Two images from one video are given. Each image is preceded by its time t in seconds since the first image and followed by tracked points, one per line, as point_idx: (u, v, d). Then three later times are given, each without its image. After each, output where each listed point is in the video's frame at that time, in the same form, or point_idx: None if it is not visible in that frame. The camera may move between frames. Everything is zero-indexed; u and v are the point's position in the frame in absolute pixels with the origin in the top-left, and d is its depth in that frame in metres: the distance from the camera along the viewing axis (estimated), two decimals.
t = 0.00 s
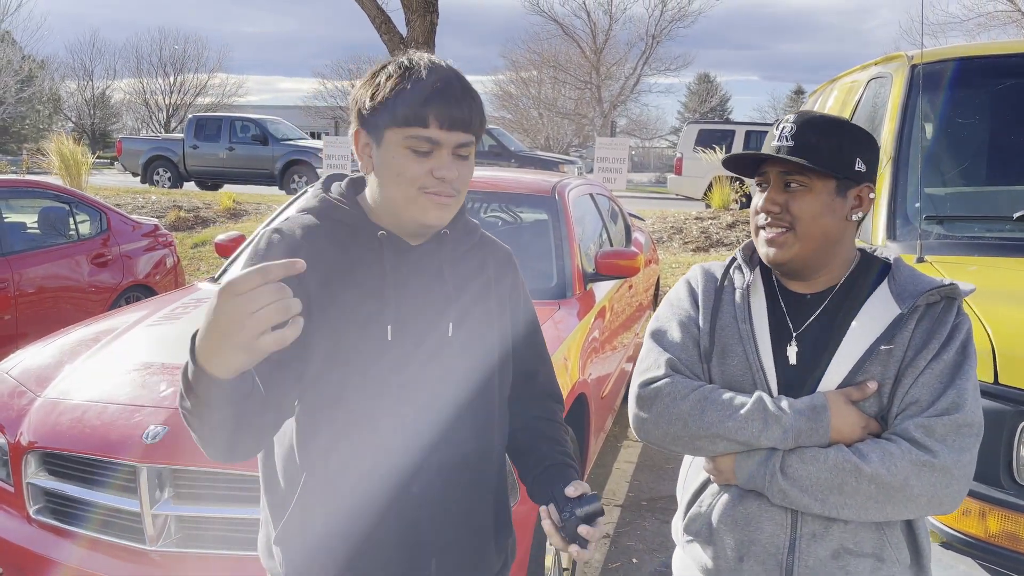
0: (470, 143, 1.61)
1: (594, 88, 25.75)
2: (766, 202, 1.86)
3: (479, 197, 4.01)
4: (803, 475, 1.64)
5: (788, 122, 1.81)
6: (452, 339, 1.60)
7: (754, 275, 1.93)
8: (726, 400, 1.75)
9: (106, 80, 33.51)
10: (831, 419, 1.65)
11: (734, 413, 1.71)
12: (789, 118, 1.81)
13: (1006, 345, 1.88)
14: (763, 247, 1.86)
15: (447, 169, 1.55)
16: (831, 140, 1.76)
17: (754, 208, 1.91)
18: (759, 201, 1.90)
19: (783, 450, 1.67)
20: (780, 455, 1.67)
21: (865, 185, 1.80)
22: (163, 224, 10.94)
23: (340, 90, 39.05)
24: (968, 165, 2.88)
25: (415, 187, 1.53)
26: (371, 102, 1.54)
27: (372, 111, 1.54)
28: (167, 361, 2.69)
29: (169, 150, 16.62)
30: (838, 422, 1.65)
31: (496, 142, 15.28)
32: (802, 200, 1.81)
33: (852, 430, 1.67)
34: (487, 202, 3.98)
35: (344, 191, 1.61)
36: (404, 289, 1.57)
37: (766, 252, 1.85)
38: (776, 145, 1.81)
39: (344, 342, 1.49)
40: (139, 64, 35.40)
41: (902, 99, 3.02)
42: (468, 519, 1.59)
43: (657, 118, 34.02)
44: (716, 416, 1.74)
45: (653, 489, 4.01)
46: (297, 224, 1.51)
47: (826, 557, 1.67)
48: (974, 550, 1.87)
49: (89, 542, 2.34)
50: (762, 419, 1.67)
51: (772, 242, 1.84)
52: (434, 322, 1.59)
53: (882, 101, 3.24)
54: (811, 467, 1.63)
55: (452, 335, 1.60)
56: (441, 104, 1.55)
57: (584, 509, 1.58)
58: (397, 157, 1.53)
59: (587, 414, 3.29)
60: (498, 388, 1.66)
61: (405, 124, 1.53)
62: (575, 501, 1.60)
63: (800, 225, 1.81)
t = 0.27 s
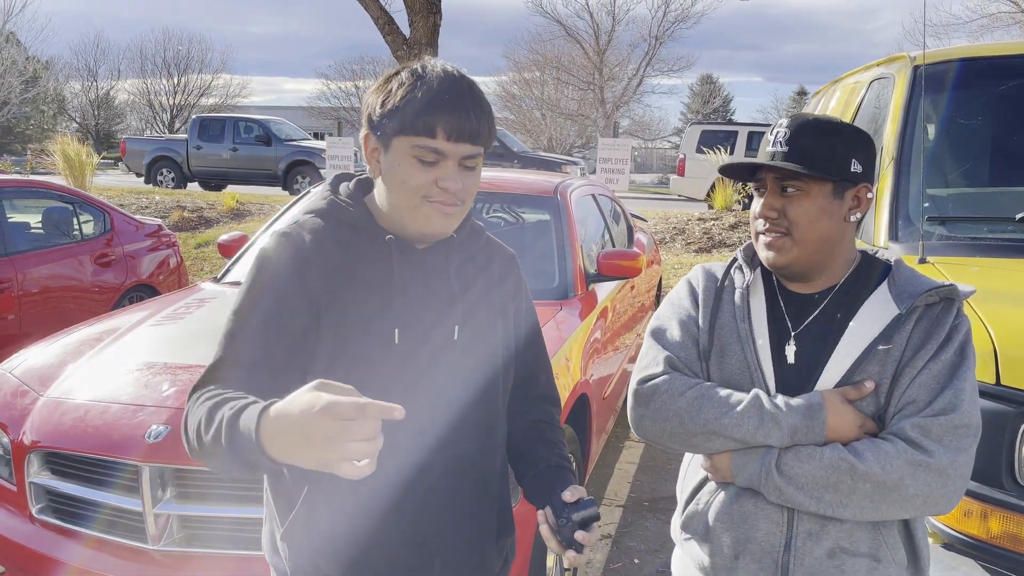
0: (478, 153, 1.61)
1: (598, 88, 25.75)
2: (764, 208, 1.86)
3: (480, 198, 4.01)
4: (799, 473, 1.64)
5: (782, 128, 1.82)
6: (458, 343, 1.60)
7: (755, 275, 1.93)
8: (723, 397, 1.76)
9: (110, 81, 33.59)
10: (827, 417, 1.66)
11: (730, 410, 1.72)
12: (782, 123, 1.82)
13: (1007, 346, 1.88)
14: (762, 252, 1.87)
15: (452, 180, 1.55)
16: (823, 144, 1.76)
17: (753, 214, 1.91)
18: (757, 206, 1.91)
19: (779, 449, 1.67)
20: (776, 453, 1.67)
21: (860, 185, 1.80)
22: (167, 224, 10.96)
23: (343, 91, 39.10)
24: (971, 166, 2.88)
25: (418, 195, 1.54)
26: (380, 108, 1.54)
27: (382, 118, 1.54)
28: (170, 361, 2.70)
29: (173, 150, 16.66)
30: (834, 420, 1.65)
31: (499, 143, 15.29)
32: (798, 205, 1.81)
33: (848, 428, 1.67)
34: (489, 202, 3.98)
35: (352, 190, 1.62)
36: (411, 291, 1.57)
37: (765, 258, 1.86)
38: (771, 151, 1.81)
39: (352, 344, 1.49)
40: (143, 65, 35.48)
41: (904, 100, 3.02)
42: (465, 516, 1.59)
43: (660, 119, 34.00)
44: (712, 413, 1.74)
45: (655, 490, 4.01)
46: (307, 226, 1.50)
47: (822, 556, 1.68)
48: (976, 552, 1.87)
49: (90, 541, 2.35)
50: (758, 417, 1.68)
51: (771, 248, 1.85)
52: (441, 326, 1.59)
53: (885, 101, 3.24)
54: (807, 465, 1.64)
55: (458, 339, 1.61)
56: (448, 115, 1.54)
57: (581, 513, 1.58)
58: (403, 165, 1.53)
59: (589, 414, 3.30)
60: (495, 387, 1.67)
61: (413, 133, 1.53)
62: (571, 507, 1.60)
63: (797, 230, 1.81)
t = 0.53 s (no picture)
0: (460, 147, 1.60)
1: (600, 89, 25.74)
2: (764, 212, 1.86)
3: (483, 198, 4.02)
4: (799, 473, 1.64)
5: (777, 131, 1.82)
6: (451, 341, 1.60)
7: (756, 276, 1.93)
8: (724, 397, 1.76)
9: (114, 82, 33.67)
10: (827, 418, 1.65)
11: (730, 410, 1.72)
12: (777, 127, 1.82)
13: (1008, 346, 1.88)
14: (764, 256, 1.87)
15: (432, 175, 1.55)
16: (819, 148, 1.76)
17: (754, 219, 1.91)
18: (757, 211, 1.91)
19: (780, 449, 1.67)
20: (776, 453, 1.67)
21: (857, 186, 1.80)
22: (170, 225, 10.98)
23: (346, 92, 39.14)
24: (973, 166, 2.88)
25: (401, 193, 1.55)
26: (359, 110, 1.56)
27: (361, 119, 1.56)
28: (172, 361, 2.70)
29: (177, 151, 16.69)
30: (834, 421, 1.65)
31: (501, 143, 15.30)
32: (797, 209, 1.81)
33: (849, 428, 1.67)
34: (491, 203, 3.99)
35: (351, 191, 1.63)
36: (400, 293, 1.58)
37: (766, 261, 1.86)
38: (768, 155, 1.81)
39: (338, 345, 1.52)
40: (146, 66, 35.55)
41: (906, 100, 3.02)
42: (464, 516, 1.59)
43: (663, 119, 33.99)
44: (713, 413, 1.74)
45: (658, 490, 4.01)
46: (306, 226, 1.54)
47: (823, 555, 1.68)
48: (978, 552, 1.86)
49: (93, 541, 2.36)
50: (758, 417, 1.68)
51: (772, 252, 1.85)
52: (433, 323, 1.59)
53: (887, 102, 3.24)
54: (807, 465, 1.64)
55: (452, 336, 1.61)
56: (424, 110, 1.53)
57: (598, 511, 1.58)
58: (385, 164, 1.54)
59: (591, 414, 3.30)
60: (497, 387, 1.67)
61: (390, 131, 1.53)
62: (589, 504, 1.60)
63: (797, 235, 1.81)
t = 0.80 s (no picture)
0: (450, 146, 1.58)
1: (602, 90, 25.74)
2: (765, 213, 1.85)
3: (485, 199, 4.02)
4: (802, 473, 1.64)
5: (777, 131, 1.81)
6: (443, 346, 1.59)
7: (757, 276, 1.93)
8: (726, 398, 1.76)
9: (117, 84, 33.73)
10: (830, 419, 1.65)
11: (733, 411, 1.72)
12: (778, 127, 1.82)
13: (1011, 347, 1.88)
14: (766, 257, 1.87)
15: (418, 174, 1.54)
16: (821, 149, 1.75)
17: (756, 219, 1.91)
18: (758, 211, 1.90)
19: (782, 450, 1.67)
20: (779, 454, 1.67)
21: (860, 186, 1.79)
22: (172, 226, 11.00)
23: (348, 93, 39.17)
24: (976, 166, 2.88)
25: (389, 193, 1.55)
26: (352, 111, 1.58)
27: (353, 120, 1.58)
28: (175, 363, 2.71)
29: (179, 153, 16.71)
30: (837, 421, 1.65)
31: (503, 144, 15.31)
32: (799, 210, 1.80)
33: (851, 429, 1.66)
34: (493, 204, 3.99)
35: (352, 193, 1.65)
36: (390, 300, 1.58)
37: (768, 262, 1.86)
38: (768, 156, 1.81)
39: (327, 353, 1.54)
40: (149, 68, 35.61)
41: (908, 101, 3.02)
42: (466, 517, 1.59)
43: (665, 120, 33.98)
44: (716, 414, 1.74)
45: (660, 491, 4.01)
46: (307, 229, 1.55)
47: (826, 556, 1.67)
48: (980, 553, 1.86)
49: (95, 542, 2.36)
50: (761, 418, 1.68)
51: (773, 253, 1.84)
52: (424, 327, 1.59)
53: (889, 102, 3.23)
54: (810, 466, 1.63)
55: (444, 340, 1.60)
56: (411, 109, 1.53)
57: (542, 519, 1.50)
58: (375, 164, 1.55)
59: (593, 415, 3.29)
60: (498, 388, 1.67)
61: (378, 131, 1.54)
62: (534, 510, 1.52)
63: (798, 235, 1.81)
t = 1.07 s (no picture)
0: (437, 135, 1.61)
1: (603, 90, 25.73)
2: (784, 213, 1.82)
3: (487, 200, 4.02)
4: (806, 474, 1.64)
5: (792, 130, 1.78)
6: (434, 348, 1.58)
7: (759, 277, 1.93)
8: (730, 400, 1.76)
9: (119, 85, 33.78)
10: (834, 420, 1.65)
11: (737, 413, 1.72)
12: (792, 124, 1.79)
13: (1014, 347, 1.87)
14: (784, 257, 1.84)
15: (405, 163, 1.57)
16: (841, 147, 1.76)
17: (767, 218, 1.87)
18: (771, 211, 1.86)
19: (787, 451, 1.67)
20: (783, 455, 1.67)
21: (870, 184, 1.83)
22: (174, 227, 11.01)
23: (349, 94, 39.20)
24: (979, 166, 2.87)
25: (379, 184, 1.58)
26: (341, 108, 1.63)
27: (343, 117, 1.63)
28: (178, 364, 2.71)
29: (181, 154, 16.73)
30: (842, 422, 1.65)
31: (505, 144, 15.31)
32: (820, 209, 1.79)
33: (856, 430, 1.66)
34: (496, 205, 3.99)
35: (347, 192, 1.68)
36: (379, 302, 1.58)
37: (788, 262, 1.83)
38: (786, 155, 1.77)
39: (322, 357, 1.54)
40: (151, 69, 35.65)
41: (911, 101, 3.01)
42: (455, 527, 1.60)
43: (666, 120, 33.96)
44: (720, 415, 1.74)
45: (662, 491, 4.00)
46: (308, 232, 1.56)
47: (831, 556, 1.67)
48: (985, 553, 1.86)
49: (98, 543, 2.36)
50: (765, 419, 1.68)
51: (794, 254, 1.82)
52: (416, 329, 1.58)
53: (892, 102, 3.23)
54: (815, 467, 1.63)
55: (436, 341, 1.59)
56: (396, 99, 1.57)
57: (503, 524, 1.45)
58: (363, 158, 1.60)
59: (596, 416, 3.29)
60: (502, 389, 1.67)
61: (366, 124, 1.59)
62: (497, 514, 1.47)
63: (819, 235, 1.79)
